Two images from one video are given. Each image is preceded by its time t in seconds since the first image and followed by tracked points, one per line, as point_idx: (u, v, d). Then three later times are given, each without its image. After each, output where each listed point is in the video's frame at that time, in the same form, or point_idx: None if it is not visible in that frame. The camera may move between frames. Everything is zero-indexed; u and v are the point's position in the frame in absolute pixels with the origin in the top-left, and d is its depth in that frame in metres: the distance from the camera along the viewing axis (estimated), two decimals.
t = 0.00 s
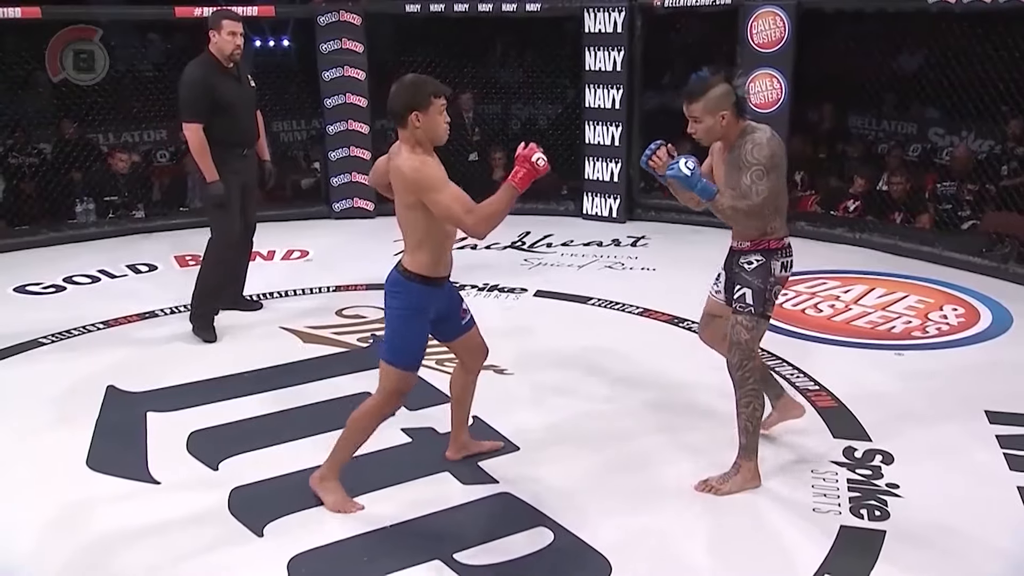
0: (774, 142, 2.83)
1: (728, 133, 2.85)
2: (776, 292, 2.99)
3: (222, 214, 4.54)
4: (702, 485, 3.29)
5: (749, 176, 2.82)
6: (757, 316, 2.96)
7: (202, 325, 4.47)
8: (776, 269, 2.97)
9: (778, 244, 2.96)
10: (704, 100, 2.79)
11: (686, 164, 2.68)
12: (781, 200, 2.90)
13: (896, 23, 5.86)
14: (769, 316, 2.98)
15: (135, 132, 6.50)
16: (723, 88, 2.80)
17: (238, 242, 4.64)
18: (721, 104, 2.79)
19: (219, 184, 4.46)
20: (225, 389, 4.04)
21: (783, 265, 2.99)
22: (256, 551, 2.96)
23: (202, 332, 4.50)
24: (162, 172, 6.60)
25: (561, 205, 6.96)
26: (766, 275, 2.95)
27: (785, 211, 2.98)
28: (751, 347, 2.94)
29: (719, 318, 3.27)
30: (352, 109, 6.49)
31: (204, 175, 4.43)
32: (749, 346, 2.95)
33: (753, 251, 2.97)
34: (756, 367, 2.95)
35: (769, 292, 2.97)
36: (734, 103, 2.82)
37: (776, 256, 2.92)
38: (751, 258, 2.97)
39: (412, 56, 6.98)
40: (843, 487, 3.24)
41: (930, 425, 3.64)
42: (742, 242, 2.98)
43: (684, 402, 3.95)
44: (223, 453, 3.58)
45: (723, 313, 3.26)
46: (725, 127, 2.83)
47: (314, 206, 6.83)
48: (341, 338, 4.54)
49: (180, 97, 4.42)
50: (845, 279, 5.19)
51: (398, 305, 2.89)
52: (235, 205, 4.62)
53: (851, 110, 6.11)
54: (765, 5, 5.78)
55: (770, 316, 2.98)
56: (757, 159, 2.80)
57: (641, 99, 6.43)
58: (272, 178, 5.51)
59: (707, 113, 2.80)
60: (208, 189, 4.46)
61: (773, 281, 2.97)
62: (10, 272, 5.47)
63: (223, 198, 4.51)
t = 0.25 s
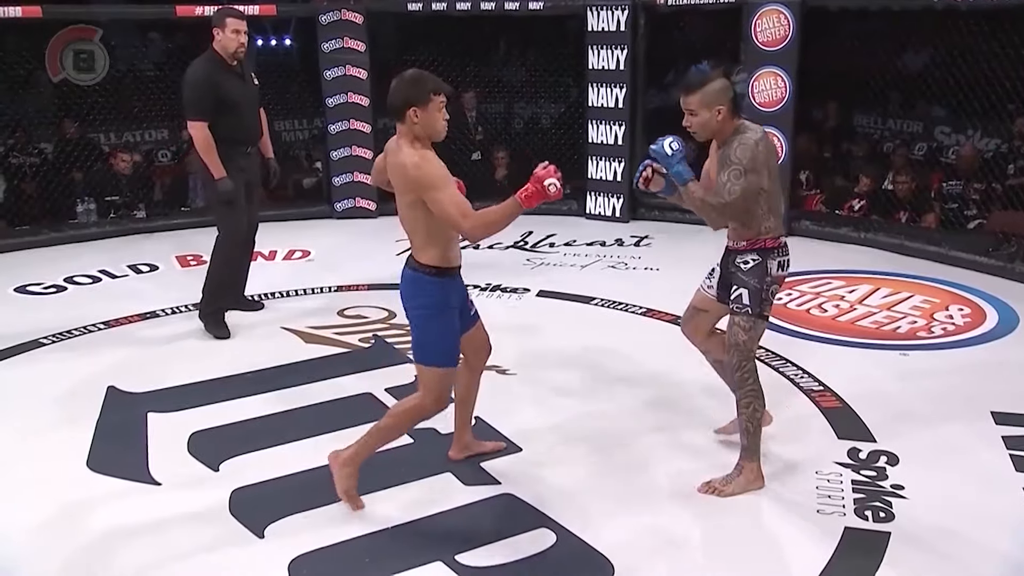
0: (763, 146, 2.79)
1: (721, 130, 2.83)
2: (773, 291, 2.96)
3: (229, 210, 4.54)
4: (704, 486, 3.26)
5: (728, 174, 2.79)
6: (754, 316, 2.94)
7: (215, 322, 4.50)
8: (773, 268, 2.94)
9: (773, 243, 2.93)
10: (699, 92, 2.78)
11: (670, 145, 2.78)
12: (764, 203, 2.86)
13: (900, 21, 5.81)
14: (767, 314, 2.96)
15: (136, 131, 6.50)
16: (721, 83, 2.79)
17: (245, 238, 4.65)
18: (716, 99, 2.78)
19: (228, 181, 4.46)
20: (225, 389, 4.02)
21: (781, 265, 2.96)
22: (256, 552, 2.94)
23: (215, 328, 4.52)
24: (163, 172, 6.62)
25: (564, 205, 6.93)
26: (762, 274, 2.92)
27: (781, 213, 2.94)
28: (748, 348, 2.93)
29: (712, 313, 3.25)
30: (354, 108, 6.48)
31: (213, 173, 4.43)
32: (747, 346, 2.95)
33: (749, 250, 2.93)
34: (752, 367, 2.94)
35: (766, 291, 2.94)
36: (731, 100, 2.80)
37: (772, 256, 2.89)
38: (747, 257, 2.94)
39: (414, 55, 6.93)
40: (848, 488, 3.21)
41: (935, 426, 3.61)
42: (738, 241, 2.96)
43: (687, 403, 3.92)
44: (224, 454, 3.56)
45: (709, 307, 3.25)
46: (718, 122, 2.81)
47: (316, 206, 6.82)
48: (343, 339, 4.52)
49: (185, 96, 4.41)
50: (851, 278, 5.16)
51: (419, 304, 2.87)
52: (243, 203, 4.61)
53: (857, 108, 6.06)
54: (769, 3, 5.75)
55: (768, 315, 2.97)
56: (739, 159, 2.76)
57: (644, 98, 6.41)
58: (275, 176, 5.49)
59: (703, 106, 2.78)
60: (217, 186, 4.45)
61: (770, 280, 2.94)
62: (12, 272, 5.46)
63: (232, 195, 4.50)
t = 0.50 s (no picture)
0: (749, 145, 2.78)
1: (715, 126, 2.81)
2: (770, 290, 2.94)
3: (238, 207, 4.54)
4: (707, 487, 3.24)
5: (707, 166, 2.79)
6: (749, 316, 2.90)
7: (227, 319, 4.51)
8: (769, 267, 2.92)
9: (769, 243, 2.91)
10: (697, 85, 2.77)
11: (659, 124, 2.82)
12: (747, 201, 2.85)
13: (906, 19, 5.76)
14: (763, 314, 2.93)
15: (138, 131, 6.49)
16: (721, 78, 2.77)
17: (255, 227, 4.66)
18: (715, 94, 2.76)
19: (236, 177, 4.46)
20: (226, 390, 4.01)
21: (777, 264, 2.94)
22: (255, 553, 2.93)
23: (226, 326, 4.54)
24: (165, 172, 6.62)
25: (567, 204, 6.91)
26: (758, 273, 2.90)
27: (772, 214, 2.92)
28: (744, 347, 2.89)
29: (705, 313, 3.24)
30: (356, 107, 6.47)
31: (220, 171, 4.43)
32: (743, 346, 2.90)
33: (745, 249, 2.92)
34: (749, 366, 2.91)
35: (762, 290, 2.91)
36: (728, 97, 2.78)
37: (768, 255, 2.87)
38: (743, 256, 2.92)
39: (416, 53, 6.93)
40: (852, 489, 3.19)
41: (940, 426, 3.58)
42: (733, 239, 2.94)
43: (690, 404, 3.89)
44: (225, 455, 3.54)
45: (700, 303, 3.25)
46: (713, 118, 2.79)
47: (318, 206, 6.81)
48: (344, 339, 4.50)
49: (189, 94, 4.39)
50: (855, 278, 5.13)
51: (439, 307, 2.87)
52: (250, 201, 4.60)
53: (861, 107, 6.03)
54: (773, 1, 5.72)
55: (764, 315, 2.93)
56: (720, 153, 2.76)
57: (647, 97, 6.38)
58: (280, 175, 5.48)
59: (702, 100, 2.77)
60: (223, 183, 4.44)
61: (766, 279, 2.92)
62: (12, 271, 5.46)
63: (238, 192, 4.49)
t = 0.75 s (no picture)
0: (738, 142, 2.75)
1: (711, 120, 2.80)
2: (760, 289, 2.91)
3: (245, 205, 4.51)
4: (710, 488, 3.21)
5: (692, 153, 2.77)
6: (738, 315, 2.89)
7: (240, 317, 4.56)
8: (760, 266, 2.89)
9: (760, 241, 2.88)
10: (696, 78, 2.75)
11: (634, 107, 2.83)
12: (733, 196, 2.82)
13: (912, 17, 5.71)
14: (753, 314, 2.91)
15: (139, 130, 6.48)
16: (722, 73, 2.75)
17: (259, 225, 4.65)
18: (713, 88, 2.74)
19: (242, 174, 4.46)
20: (227, 390, 3.99)
21: (768, 264, 2.91)
22: (256, 554, 2.91)
23: (239, 323, 4.58)
24: (166, 171, 6.60)
25: (570, 203, 6.88)
26: (749, 272, 2.87)
27: (763, 213, 2.89)
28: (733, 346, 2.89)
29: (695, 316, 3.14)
30: (358, 106, 6.45)
31: (226, 168, 4.45)
32: (730, 345, 2.89)
33: (736, 246, 2.89)
34: (738, 365, 2.91)
35: (752, 289, 2.89)
36: (727, 93, 2.76)
37: (759, 255, 2.84)
38: (734, 253, 2.89)
39: (419, 52, 6.91)
40: (857, 491, 3.16)
41: (946, 428, 3.54)
42: (723, 236, 2.92)
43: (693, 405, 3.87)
44: (226, 455, 3.53)
45: (691, 301, 3.14)
46: (709, 112, 2.77)
47: (320, 205, 6.79)
48: (345, 339, 4.48)
49: (193, 92, 4.40)
50: (861, 278, 5.09)
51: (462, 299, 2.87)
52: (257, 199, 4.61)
53: (867, 106, 5.98)
54: None
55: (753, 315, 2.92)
56: (705, 144, 2.75)
57: (651, 95, 6.35)
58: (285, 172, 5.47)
59: (702, 95, 2.75)
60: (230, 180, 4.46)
61: (756, 278, 2.89)
62: (13, 271, 5.45)
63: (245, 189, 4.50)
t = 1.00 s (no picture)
0: (734, 136, 2.74)
1: (710, 114, 2.79)
2: (742, 286, 2.90)
3: (252, 203, 4.57)
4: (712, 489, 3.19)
5: (689, 142, 2.75)
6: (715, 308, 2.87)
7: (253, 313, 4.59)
8: (744, 264, 2.87)
9: (747, 238, 2.87)
10: (698, 70, 2.75)
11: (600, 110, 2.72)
12: (726, 189, 2.81)
13: (916, 15, 5.68)
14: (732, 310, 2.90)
15: (140, 129, 6.47)
16: (724, 68, 2.75)
17: (267, 225, 4.67)
18: (714, 82, 2.74)
19: (248, 171, 4.48)
20: (227, 390, 3.98)
21: (754, 262, 2.90)
22: (256, 555, 2.90)
23: (252, 320, 4.60)
24: (167, 171, 6.59)
25: (572, 203, 6.86)
26: (732, 269, 2.86)
27: (756, 210, 2.87)
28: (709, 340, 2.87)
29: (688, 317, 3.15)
30: (360, 105, 6.44)
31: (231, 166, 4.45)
32: (708, 338, 2.90)
33: (722, 241, 2.87)
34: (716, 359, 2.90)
35: (733, 285, 2.87)
36: (728, 88, 2.76)
37: (743, 250, 2.81)
38: (719, 248, 2.87)
39: (421, 50, 6.88)
40: (861, 492, 3.14)
41: (951, 430, 3.51)
42: (711, 230, 2.89)
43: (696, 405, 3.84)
44: (226, 456, 3.51)
45: (684, 307, 3.17)
46: (709, 105, 2.77)
47: (321, 205, 6.78)
48: (347, 339, 4.47)
49: (197, 91, 4.41)
50: (865, 278, 5.07)
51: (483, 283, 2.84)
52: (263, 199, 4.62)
53: (872, 104, 5.94)
54: None
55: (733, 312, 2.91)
56: (702, 134, 2.74)
57: (654, 94, 6.33)
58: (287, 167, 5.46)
59: (704, 90, 2.75)
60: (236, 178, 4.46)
61: (739, 275, 2.87)
62: (14, 271, 5.43)
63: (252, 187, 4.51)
